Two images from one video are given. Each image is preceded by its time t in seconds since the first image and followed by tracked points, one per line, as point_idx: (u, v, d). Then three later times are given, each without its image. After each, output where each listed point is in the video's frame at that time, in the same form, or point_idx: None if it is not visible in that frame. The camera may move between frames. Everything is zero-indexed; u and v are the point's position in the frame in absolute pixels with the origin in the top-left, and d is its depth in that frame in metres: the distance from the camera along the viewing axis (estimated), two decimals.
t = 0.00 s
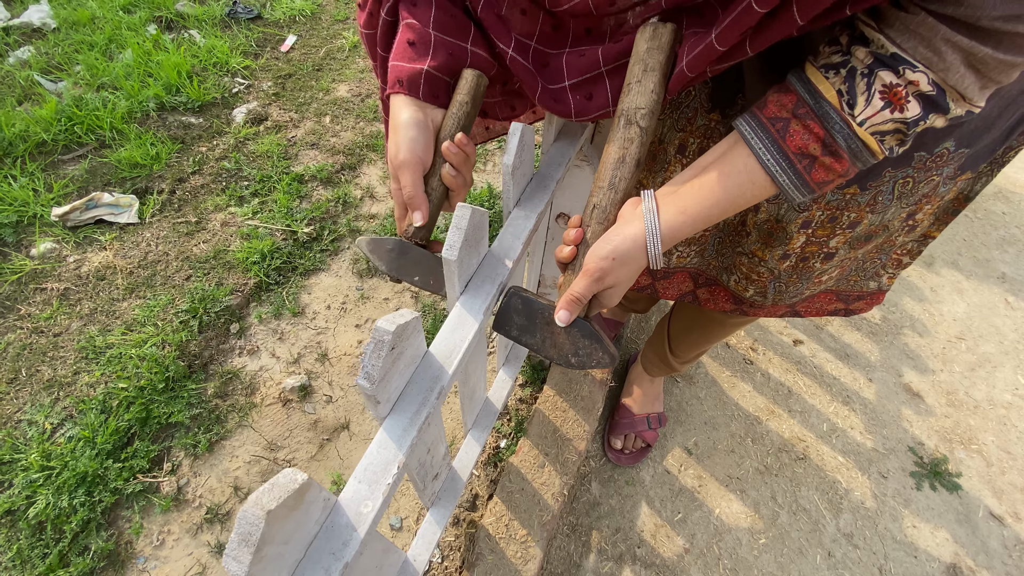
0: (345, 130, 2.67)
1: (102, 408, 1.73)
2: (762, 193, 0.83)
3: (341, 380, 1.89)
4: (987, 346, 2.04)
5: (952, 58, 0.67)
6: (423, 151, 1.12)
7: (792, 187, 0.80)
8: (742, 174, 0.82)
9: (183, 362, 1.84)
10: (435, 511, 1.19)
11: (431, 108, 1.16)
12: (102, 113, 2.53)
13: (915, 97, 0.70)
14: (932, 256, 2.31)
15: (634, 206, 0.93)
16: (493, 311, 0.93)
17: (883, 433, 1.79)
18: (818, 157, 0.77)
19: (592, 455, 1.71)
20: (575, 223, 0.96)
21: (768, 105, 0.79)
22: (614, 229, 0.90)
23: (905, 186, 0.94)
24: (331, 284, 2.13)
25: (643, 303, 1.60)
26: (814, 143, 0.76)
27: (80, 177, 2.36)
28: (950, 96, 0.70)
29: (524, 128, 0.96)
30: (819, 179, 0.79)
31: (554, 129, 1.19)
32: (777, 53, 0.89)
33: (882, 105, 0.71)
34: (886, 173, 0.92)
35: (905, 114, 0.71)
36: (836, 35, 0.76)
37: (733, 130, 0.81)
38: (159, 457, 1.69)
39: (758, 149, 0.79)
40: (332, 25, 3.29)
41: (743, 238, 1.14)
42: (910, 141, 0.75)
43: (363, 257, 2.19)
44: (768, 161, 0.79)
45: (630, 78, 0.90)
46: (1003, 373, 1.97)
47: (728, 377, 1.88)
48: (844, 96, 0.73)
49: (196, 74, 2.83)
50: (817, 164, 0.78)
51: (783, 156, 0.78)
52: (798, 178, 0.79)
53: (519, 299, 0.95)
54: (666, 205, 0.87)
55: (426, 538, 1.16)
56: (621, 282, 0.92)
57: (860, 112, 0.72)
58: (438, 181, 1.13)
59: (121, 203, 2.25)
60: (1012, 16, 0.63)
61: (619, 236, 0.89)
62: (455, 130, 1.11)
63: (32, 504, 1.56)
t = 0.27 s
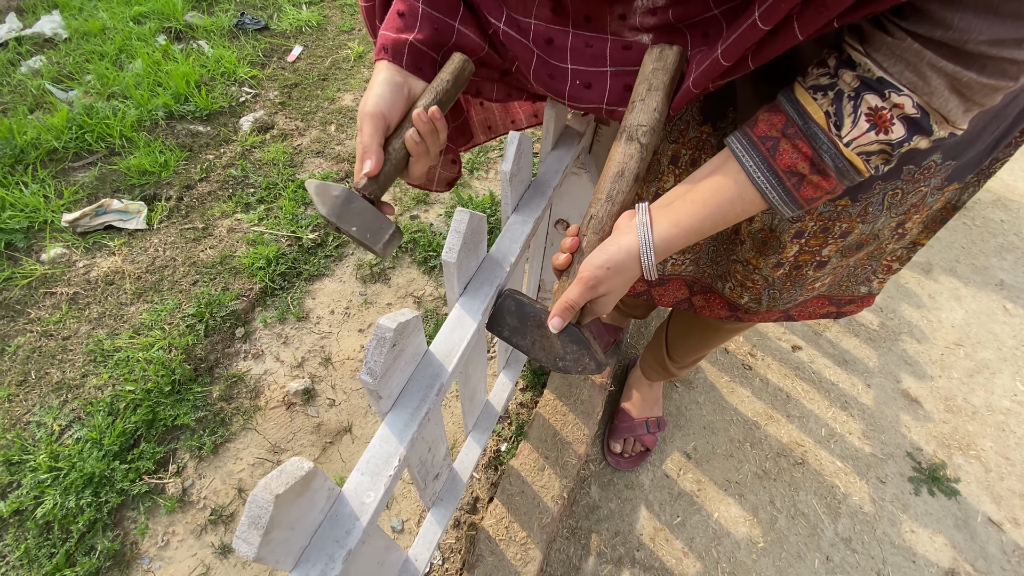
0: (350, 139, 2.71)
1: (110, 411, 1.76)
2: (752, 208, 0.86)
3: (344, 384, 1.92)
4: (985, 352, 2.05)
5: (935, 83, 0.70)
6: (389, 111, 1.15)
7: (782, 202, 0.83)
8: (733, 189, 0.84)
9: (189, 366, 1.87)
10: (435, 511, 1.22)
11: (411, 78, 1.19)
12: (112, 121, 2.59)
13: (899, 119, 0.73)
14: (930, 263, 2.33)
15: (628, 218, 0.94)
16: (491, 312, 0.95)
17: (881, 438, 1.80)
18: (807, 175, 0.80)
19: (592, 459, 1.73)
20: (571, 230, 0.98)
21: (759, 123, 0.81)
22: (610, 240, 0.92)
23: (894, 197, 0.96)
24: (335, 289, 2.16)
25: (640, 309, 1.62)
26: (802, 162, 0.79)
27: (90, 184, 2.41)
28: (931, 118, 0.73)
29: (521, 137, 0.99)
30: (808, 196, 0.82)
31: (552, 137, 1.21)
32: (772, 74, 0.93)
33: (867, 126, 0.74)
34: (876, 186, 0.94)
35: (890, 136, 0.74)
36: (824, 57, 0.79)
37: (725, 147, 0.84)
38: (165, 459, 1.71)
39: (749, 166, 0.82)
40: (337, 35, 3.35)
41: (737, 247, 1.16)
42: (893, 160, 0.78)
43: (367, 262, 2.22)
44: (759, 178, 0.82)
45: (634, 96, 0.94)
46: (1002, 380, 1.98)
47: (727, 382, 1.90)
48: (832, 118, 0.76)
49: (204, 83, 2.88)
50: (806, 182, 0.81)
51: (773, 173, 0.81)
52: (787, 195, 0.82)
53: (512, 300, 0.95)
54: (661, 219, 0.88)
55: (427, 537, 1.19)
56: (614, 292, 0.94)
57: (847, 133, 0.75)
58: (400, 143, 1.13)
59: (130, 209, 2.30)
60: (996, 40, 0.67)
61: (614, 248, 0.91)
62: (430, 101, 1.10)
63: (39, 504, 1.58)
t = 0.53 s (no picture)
0: (357, 154, 2.81)
1: (122, 414, 1.82)
2: (762, 211, 0.88)
3: (348, 390, 1.97)
4: (979, 364, 2.08)
5: (934, 90, 0.72)
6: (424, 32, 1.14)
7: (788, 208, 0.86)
8: (741, 194, 0.86)
9: (199, 371, 1.93)
10: (435, 510, 1.26)
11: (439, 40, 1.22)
12: (129, 137, 2.69)
13: (901, 126, 0.75)
14: (924, 276, 2.37)
15: (642, 219, 0.96)
16: (489, 315, 1.01)
17: (875, 447, 1.83)
18: (814, 181, 0.82)
19: (590, 464, 1.76)
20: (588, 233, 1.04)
21: (767, 130, 0.82)
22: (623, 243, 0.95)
23: (875, 219, 1.02)
24: (341, 298, 2.22)
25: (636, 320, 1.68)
26: (810, 168, 0.81)
27: (107, 196, 2.49)
28: (931, 127, 0.76)
29: (517, 152, 1.06)
30: (815, 201, 0.84)
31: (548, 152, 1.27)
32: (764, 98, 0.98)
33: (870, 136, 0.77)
34: (858, 209, 0.99)
35: (892, 142, 0.76)
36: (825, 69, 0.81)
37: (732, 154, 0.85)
38: (174, 462, 1.76)
39: (758, 172, 0.83)
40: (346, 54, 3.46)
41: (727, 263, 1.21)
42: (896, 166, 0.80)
43: (372, 273, 2.29)
44: (767, 184, 0.83)
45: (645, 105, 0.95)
46: (995, 391, 2.01)
47: (723, 391, 1.94)
48: (837, 126, 0.78)
49: (218, 100, 2.99)
50: (813, 188, 0.82)
51: (781, 179, 0.82)
52: (795, 200, 0.83)
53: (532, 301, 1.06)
54: (674, 219, 0.90)
55: (428, 535, 1.24)
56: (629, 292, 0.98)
57: (852, 140, 0.77)
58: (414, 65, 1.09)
59: (145, 220, 2.38)
60: (994, 54, 0.69)
61: (628, 249, 0.93)
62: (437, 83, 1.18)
63: (52, 504, 1.64)
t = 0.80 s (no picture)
0: (368, 177, 2.94)
1: (140, 422, 1.91)
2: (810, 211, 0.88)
3: (355, 401, 2.05)
4: (967, 381, 2.14)
5: (985, 92, 0.75)
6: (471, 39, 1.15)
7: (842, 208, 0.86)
8: (790, 195, 0.86)
9: (214, 382, 2.02)
10: (436, 511, 1.33)
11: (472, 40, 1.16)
12: (153, 160, 2.84)
13: (951, 130, 0.76)
14: (913, 296, 2.45)
15: (691, 211, 0.96)
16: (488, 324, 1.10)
17: (864, 460, 1.88)
18: (865, 184, 0.82)
19: (587, 474, 1.83)
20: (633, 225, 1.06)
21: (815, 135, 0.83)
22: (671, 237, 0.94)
23: (852, 250, 1.07)
24: (350, 313, 2.32)
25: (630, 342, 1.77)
26: (861, 171, 0.81)
27: (130, 216, 2.62)
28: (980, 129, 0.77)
29: (515, 179, 1.16)
30: (865, 204, 0.84)
31: (544, 177, 1.37)
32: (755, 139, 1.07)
33: (926, 142, 0.77)
34: (835, 240, 1.05)
35: (943, 144, 0.76)
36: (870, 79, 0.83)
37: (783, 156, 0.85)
38: (188, 468, 1.85)
39: (808, 176, 0.83)
40: (359, 83, 3.64)
41: (714, 292, 1.30)
42: (946, 169, 0.81)
43: (380, 289, 2.39)
44: (819, 186, 0.83)
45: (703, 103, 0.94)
46: (983, 407, 2.06)
47: (716, 405, 2.00)
48: (887, 130, 0.78)
49: (237, 126, 3.15)
50: (864, 191, 0.83)
51: (832, 181, 0.82)
52: (846, 203, 0.83)
53: (577, 283, 1.08)
54: (725, 210, 0.90)
55: (429, 535, 1.30)
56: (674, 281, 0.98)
57: (903, 143, 0.78)
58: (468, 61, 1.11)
59: (166, 239, 2.51)
60: None
61: (679, 239, 0.93)
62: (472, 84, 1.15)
63: (72, 506, 1.72)
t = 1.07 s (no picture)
0: (378, 220, 3.12)
1: (156, 451, 2.01)
2: (840, 208, 0.94)
3: (360, 434, 2.15)
4: (954, 420, 2.19)
5: (994, 104, 0.88)
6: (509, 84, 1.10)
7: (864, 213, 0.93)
8: (820, 191, 0.92)
9: (227, 414, 2.13)
10: (434, 537, 1.41)
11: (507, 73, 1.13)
12: (180, 205, 3.04)
13: (971, 131, 0.88)
14: (901, 337, 2.54)
15: (719, 206, 0.99)
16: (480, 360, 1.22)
17: (852, 497, 1.93)
18: (896, 180, 0.90)
19: (581, 508, 1.89)
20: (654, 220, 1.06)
21: (842, 138, 0.92)
22: (708, 222, 0.96)
23: (809, 299, 1.18)
24: (357, 349, 2.44)
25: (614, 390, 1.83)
26: (893, 167, 0.89)
27: (156, 256, 2.79)
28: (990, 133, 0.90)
29: (506, 233, 1.30)
30: (895, 201, 0.91)
31: (534, 229, 1.50)
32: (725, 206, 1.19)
33: (945, 143, 0.89)
34: (793, 290, 1.16)
35: (964, 144, 0.89)
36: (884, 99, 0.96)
37: (814, 156, 0.93)
38: (199, 497, 1.93)
39: (842, 172, 0.90)
40: (373, 133, 3.89)
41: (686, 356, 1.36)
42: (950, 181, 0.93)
43: (387, 326, 2.52)
44: (854, 181, 0.89)
45: (718, 117, 1.05)
46: (971, 447, 2.11)
47: (707, 441, 2.07)
48: (914, 128, 0.89)
49: (258, 173, 3.37)
50: (895, 187, 0.90)
51: (867, 177, 0.89)
52: (879, 199, 0.90)
53: (593, 275, 1.02)
54: (760, 202, 0.94)
55: (425, 561, 1.38)
56: (704, 273, 0.98)
57: (929, 141, 0.89)
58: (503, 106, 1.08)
59: (188, 277, 2.67)
60: None
61: (714, 224, 0.96)
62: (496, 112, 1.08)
63: (88, 532, 1.80)
